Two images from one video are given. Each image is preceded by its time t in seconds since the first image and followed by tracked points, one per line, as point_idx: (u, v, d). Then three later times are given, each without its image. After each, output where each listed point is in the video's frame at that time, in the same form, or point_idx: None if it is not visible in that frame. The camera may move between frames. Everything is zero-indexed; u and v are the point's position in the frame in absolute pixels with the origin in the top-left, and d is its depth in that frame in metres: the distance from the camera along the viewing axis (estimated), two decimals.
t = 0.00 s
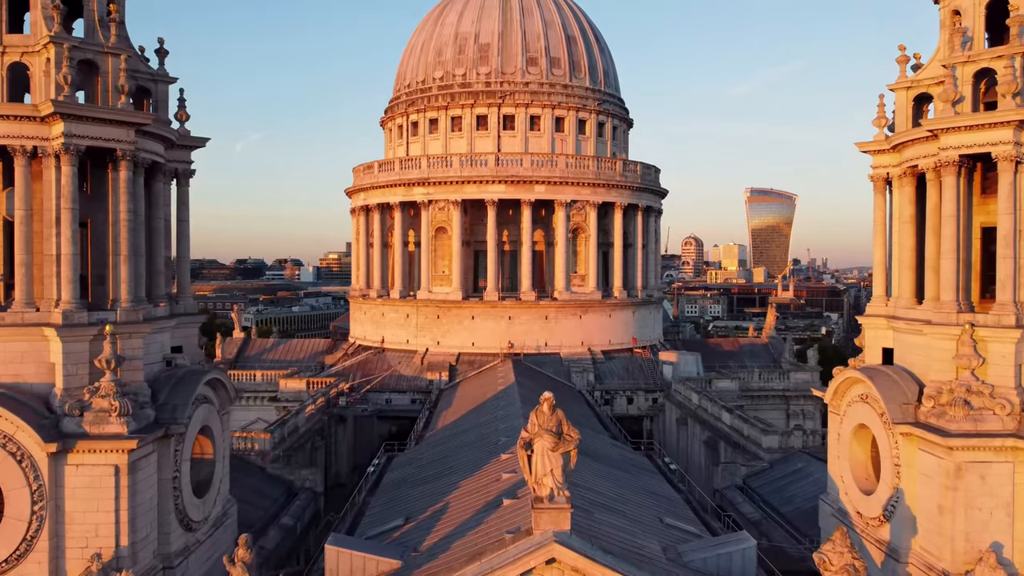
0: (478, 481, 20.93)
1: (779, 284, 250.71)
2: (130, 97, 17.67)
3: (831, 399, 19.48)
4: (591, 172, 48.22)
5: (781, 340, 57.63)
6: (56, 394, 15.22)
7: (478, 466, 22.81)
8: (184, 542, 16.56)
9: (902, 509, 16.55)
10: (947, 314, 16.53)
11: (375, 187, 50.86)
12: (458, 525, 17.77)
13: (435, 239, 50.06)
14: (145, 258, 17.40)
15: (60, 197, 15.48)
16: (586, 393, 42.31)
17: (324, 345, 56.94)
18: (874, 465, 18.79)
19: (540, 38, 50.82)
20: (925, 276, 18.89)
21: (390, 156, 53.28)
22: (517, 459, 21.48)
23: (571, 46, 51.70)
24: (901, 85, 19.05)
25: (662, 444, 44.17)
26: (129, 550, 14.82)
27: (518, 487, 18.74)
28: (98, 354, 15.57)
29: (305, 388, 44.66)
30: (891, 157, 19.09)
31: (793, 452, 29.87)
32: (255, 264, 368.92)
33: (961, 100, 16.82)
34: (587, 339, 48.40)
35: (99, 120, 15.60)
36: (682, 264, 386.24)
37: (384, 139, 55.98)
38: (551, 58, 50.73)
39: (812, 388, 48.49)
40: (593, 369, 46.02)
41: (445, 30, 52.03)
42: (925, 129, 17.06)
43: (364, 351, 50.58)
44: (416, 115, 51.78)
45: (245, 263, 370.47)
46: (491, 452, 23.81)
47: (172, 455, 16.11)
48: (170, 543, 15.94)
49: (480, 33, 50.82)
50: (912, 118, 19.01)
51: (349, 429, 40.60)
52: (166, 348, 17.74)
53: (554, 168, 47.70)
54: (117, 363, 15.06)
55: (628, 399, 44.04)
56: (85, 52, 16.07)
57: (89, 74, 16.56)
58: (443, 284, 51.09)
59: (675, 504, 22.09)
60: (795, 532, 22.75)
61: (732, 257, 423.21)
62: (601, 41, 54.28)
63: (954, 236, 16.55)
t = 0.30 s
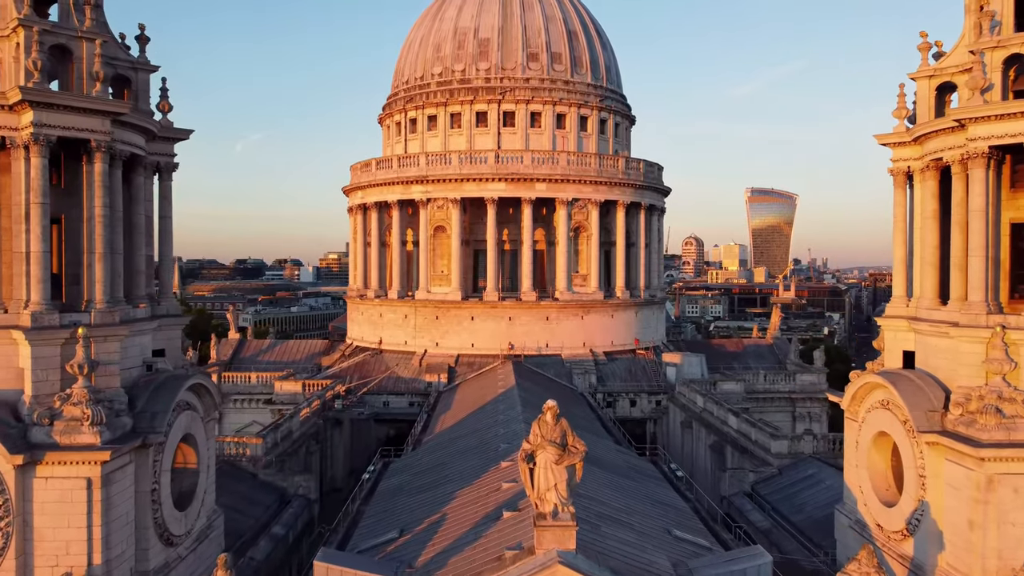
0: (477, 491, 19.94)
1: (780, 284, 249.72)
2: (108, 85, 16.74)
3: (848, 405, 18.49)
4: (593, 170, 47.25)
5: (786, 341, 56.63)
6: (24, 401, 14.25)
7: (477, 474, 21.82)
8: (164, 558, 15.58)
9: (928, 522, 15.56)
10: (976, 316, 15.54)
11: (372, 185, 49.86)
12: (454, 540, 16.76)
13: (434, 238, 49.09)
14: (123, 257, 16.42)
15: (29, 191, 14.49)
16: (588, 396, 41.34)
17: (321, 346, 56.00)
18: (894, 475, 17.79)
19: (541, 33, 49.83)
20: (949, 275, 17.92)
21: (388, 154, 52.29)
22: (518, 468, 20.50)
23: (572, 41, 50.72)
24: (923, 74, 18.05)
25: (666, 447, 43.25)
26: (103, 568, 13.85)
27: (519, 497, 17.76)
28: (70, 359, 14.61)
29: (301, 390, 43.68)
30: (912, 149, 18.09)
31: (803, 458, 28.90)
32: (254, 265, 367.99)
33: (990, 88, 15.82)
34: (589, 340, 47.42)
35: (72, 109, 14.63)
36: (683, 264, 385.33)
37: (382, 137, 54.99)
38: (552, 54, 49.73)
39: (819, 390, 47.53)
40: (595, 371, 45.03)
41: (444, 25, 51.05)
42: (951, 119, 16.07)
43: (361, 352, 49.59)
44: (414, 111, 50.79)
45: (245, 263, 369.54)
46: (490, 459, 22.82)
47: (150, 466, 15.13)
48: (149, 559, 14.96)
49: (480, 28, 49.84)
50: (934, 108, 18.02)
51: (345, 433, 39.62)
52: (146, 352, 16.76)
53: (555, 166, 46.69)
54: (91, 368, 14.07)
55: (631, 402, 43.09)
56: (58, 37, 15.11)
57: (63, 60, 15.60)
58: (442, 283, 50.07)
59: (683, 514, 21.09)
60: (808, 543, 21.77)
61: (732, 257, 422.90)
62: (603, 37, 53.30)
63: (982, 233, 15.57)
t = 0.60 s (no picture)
0: (475, 502, 18.92)
1: (781, 284, 248.56)
2: (83, 72, 15.71)
3: (869, 412, 17.47)
4: (595, 167, 46.24)
5: (791, 342, 55.60)
6: None
7: (475, 483, 20.79)
8: None
9: (957, 538, 14.56)
10: (1009, 318, 14.51)
11: (369, 183, 48.86)
12: (451, 556, 15.74)
13: (433, 236, 48.08)
14: (97, 254, 15.43)
15: None
16: (590, 398, 40.42)
17: (318, 346, 55.02)
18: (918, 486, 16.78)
19: (542, 27, 48.83)
20: (975, 274, 16.91)
21: (385, 152, 51.28)
22: (519, 477, 19.48)
23: (574, 36, 49.72)
24: (947, 62, 17.03)
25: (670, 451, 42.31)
26: None
27: (520, 510, 16.75)
28: (36, 365, 13.64)
29: (296, 392, 42.67)
30: (936, 141, 17.03)
31: (813, 464, 27.91)
32: (253, 265, 367.05)
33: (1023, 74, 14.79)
34: (591, 341, 46.40)
35: (39, 96, 13.63)
36: (683, 264, 384.35)
37: (379, 134, 53.98)
38: (553, 49, 48.72)
39: (825, 392, 46.57)
40: (597, 373, 44.04)
41: (443, 20, 50.08)
42: (981, 108, 15.05)
43: (358, 353, 48.56)
44: (412, 108, 49.77)
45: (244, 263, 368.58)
46: (490, 467, 21.79)
47: (125, 478, 14.11)
48: None
49: (479, 22, 48.86)
50: (960, 98, 16.99)
51: (341, 437, 38.62)
52: (123, 357, 15.75)
53: (556, 163, 45.66)
54: (59, 374, 13.05)
55: (633, 404, 42.25)
56: (25, 19, 14.12)
57: (31, 44, 14.61)
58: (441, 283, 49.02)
59: (693, 526, 20.08)
60: (823, 556, 20.77)
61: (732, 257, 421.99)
62: (605, 32, 52.29)
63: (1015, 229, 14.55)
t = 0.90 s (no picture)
0: (474, 514, 17.89)
1: (782, 284, 247.47)
2: (53, 57, 14.71)
3: (891, 420, 16.44)
4: (597, 164, 45.22)
5: (797, 343, 54.55)
6: None
7: (474, 493, 19.78)
8: None
9: (991, 556, 13.55)
10: None
11: (366, 180, 47.85)
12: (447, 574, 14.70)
13: (431, 235, 46.89)
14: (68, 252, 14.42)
15: None
16: (592, 401, 39.54)
17: (314, 347, 54.02)
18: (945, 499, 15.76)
19: (543, 22, 47.84)
20: (1006, 273, 15.90)
21: (383, 149, 50.25)
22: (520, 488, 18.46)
23: (575, 31, 48.71)
24: (976, 46, 16.02)
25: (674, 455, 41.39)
26: None
27: (521, 524, 15.74)
28: None
29: (291, 395, 41.65)
30: (965, 131, 16.08)
31: (826, 471, 26.87)
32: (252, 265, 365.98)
33: None
34: (593, 342, 45.36)
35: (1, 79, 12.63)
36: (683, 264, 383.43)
37: (377, 131, 52.96)
38: (554, 44, 47.72)
39: (832, 394, 45.60)
40: (599, 375, 43.06)
41: (442, 15, 49.11)
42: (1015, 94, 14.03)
43: (355, 355, 47.52)
44: (410, 104, 48.73)
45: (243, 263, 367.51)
46: (489, 476, 20.77)
47: (95, 493, 13.09)
48: None
49: (479, 16, 47.87)
50: (989, 84, 15.97)
51: (337, 441, 37.63)
52: (96, 361, 14.73)
53: (558, 160, 44.64)
54: (21, 381, 12.06)
55: (636, 407, 41.46)
56: None
57: None
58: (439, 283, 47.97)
59: (703, 538, 19.10)
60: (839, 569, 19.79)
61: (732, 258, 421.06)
62: (607, 27, 51.31)
63: None
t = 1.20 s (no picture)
0: (472, 528, 16.84)
1: (783, 284, 246.43)
2: (18, 38, 13.77)
3: (919, 428, 15.40)
4: (599, 161, 44.19)
5: (803, 343, 53.48)
6: None
7: (472, 504, 18.72)
8: None
9: None
10: None
11: (364, 178, 46.82)
12: None
13: (429, 233, 45.70)
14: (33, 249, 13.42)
15: None
16: (594, 403, 38.66)
17: (310, 348, 52.95)
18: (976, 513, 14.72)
19: (544, 16, 46.81)
20: None
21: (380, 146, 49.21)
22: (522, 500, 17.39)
23: (577, 25, 47.68)
24: (1009, 28, 15.01)
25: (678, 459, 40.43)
26: None
27: (522, 540, 14.69)
28: None
29: (286, 398, 40.59)
30: (998, 120, 15.11)
31: (839, 478, 25.87)
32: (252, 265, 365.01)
33: None
34: (595, 343, 44.28)
35: None
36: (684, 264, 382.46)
37: (374, 127, 51.95)
38: (555, 38, 46.67)
39: (840, 396, 44.47)
40: (601, 377, 42.05)
41: (441, 9, 48.10)
42: None
43: (352, 356, 46.48)
44: (408, 100, 47.67)
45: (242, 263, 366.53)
46: (489, 485, 19.71)
47: (60, 511, 12.10)
48: None
49: (478, 10, 46.87)
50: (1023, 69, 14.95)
51: (332, 446, 36.61)
52: (64, 367, 13.70)
53: (559, 157, 43.59)
54: None
55: (640, 410, 40.64)
56: None
57: None
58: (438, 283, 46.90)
59: (714, 552, 18.04)
60: None
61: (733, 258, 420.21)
62: (609, 22, 50.27)
63: None
